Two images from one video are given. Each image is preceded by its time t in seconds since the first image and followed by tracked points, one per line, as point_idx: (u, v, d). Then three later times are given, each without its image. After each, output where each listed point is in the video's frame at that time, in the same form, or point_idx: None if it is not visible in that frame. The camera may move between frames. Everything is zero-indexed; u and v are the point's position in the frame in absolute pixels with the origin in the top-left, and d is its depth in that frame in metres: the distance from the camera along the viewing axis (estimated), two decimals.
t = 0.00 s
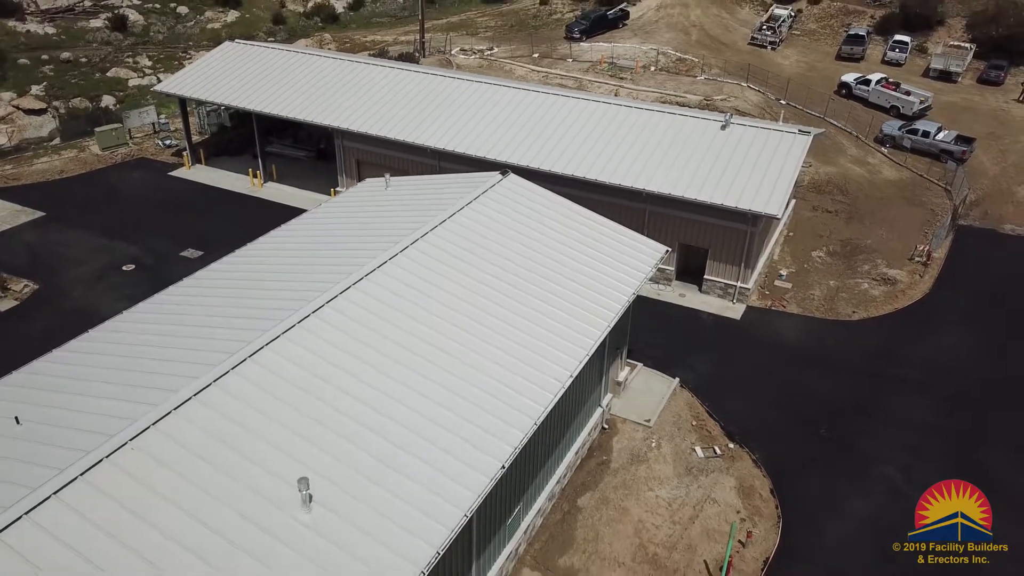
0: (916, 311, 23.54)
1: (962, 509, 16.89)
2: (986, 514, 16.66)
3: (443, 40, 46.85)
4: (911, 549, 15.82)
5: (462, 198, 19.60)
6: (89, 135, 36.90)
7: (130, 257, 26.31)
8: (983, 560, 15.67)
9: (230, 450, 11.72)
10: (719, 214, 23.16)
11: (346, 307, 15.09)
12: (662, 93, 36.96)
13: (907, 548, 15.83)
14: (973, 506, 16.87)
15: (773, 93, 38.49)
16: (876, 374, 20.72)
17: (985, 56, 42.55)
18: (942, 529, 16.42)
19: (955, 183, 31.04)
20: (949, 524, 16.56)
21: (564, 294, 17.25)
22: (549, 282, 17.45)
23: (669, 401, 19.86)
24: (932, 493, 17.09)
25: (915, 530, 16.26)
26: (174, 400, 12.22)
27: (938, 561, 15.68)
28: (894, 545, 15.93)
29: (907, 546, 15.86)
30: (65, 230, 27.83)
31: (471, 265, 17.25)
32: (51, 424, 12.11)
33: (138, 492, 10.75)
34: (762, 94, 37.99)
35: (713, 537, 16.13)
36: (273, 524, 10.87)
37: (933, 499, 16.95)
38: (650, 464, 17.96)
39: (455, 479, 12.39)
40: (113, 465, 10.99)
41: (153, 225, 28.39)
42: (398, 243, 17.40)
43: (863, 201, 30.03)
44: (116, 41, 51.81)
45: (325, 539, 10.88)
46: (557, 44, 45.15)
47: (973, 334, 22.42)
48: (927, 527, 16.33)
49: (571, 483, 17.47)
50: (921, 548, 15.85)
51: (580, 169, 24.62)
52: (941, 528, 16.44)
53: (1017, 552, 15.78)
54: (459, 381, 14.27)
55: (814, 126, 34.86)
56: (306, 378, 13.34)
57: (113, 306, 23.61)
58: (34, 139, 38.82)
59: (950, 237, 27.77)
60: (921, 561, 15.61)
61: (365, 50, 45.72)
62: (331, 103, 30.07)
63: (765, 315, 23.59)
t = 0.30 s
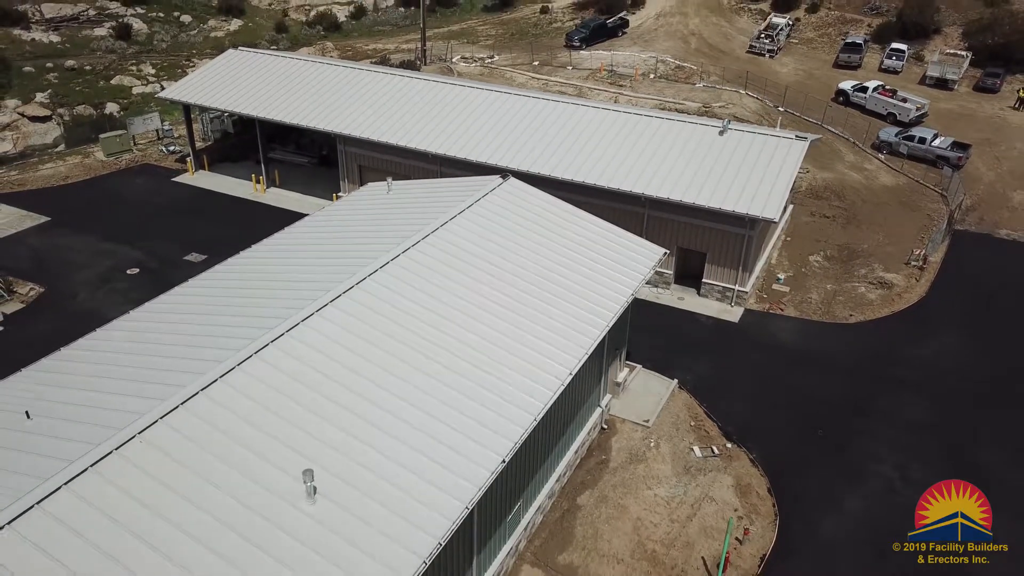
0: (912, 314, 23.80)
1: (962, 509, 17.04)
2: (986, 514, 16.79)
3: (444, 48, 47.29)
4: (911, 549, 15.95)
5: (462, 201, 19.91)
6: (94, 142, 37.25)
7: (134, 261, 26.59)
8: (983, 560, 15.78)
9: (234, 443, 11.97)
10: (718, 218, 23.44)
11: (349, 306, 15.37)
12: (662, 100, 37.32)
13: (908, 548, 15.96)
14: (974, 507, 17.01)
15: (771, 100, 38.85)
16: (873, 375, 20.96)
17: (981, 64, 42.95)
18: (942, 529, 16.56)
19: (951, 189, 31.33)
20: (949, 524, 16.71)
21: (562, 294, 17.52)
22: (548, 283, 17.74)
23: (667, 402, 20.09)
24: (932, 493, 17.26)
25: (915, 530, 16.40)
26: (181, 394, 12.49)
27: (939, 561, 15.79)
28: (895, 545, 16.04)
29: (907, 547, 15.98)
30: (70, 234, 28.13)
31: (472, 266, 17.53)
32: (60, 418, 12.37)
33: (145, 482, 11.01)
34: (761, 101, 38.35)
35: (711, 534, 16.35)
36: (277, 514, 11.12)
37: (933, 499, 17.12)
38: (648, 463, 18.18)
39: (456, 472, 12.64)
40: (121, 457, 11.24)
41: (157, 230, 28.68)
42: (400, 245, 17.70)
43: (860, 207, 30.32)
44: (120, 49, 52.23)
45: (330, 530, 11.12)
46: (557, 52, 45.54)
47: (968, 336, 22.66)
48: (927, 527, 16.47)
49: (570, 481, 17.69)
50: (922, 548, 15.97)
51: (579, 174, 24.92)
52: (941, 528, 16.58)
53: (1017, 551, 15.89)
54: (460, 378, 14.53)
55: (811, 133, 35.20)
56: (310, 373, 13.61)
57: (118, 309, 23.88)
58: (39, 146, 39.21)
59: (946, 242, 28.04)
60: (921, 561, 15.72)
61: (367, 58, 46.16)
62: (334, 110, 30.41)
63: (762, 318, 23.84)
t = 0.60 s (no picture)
0: (908, 318, 24.08)
1: (962, 509, 17.22)
2: (986, 514, 16.98)
3: (445, 57, 47.73)
4: (911, 549, 16.11)
5: (463, 205, 20.25)
6: (98, 149, 37.60)
7: (138, 265, 26.88)
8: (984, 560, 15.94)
9: (240, 438, 12.24)
10: (715, 223, 23.73)
11: (352, 306, 15.68)
12: (660, 108, 37.70)
13: (908, 548, 16.12)
14: (974, 507, 17.20)
15: (769, 108, 39.22)
16: (868, 378, 21.22)
17: (976, 73, 43.37)
18: (942, 529, 16.73)
19: (947, 195, 31.66)
20: (950, 524, 16.89)
21: (562, 296, 17.82)
22: (548, 285, 18.04)
23: (666, 403, 20.33)
24: (932, 493, 17.45)
25: (915, 530, 16.57)
26: (188, 390, 12.76)
27: (939, 561, 15.96)
28: (895, 545, 16.21)
29: (907, 547, 16.14)
30: (75, 240, 28.44)
31: (473, 269, 17.85)
32: (72, 413, 12.66)
33: (153, 475, 11.27)
34: (759, 109, 38.73)
35: (708, 532, 16.57)
36: (283, 506, 11.39)
37: (934, 499, 17.31)
38: (647, 463, 18.41)
39: (458, 468, 12.91)
40: (130, 450, 11.50)
41: (161, 236, 28.97)
42: (402, 248, 18.01)
43: (857, 213, 30.63)
44: (123, 58, 52.66)
45: (334, 523, 11.39)
46: (557, 61, 45.96)
47: (963, 339, 22.93)
48: (928, 527, 16.64)
49: (570, 481, 17.92)
50: (922, 549, 16.14)
51: (579, 180, 25.24)
52: (941, 528, 16.75)
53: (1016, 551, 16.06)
54: (461, 376, 14.82)
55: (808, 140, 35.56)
56: (314, 371, 13.90)
57: (122, 312, 24.16)
58: (43, 153, 39.57)
59: (942, 247, 28.34)
60: (921, 561, 15.88)
61: (368, 67, 46.60)
62: (337, 117, 30.76)
63: (760, 322, 24.11)
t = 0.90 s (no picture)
0: (906, 322, 24.34)
1: (962, 509, 17.44)
2: (986, 514, 17.21)
3: (448, 66, 48.18)
4: (912, 548, 16.32)
5: (466, 209, 20.58)
6: (104, 156, 37.99)
7: (145, 270, 27.21)
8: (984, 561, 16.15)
9: (250, 433, 12.53)
10: (715, 228, 24.02)
11: (357, 306, 16.00)
12: (661, 116, 38.06)
13: (908, 548, 16.32)
14: (974, 507, 17.42)
15: (769, 116, 39.57)
16: (866, 380, 21.46)
17: (975, 82, 43.75)
18: (943, 529, 16.94)
19: (945, 202, 31.95)
20: (950, 524, 17.10)
21: (564, 298, 18.12)
22: (550, 287, 18.34)
23: (666, 405, 20.56)
24: (933, 493, 17.66)
25: (915, 530, 16.77)
26: (198, 387, 13.05)
27: (939, 561, 16.17)
28: (895, 545, 16.41)
29: (907, 547, 16.34)
30: (83, 245, 28.78)
31: (476, 270, 18.19)
32: (84, 408, 12.93)
33: (165, 468, 11.56)
34: (759, 117, 39.09)
35: (707, 531, 16.79)
36: (291, 499, 11.67)
37: (934, 499, 17.53)
38: (647, 463, 18.64)
39: (462, 463, 13.20)
40: (142, 443, 11.80)
41: (168, 241, 29.30)
42: (406, 250, 18.32)
43: (856, 219, 30.91)
44: (129, 67, 53.14)
45: (342, 515, 11.67)
46: (559, 69, 46.37)
47: (960, 343, 23.20)
48: (928, 528, 16.84)
49: (571, 481, 18.16)
50: (922, 549, 16.34)
51: (580, 185, 25.56)
52: (941, 528, 16.96)
53: (1015, 552, 16.29)
54: (465, 375, 15.12)
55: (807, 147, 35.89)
56: (321, 369, 14.19)
57: (128, 315, 24.47)
58: (50, 160, 39.98)
59: (941, 253, 28.61)
60: (921, 561, 16.09)
61: (372, 75, 47.06)
62: (341, 124, 31.13)
63: (759, 326, 24.37)
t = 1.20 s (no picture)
0: (912, 328, 24.49)
1: (962, 509, 17.63)
2: (986, 514, 17.39)
3: (458, 74, 48.66)
4: (911, 548, 16.50)
5: (476, 213, 20.97)
6: (119, 161, 38.58)
7: (160, 272, 27.65)
8: (984, 560, 16.31)
9: (265, 428, 12.96)
10: (723, 234, 24.26)
11: (370, 306, 16.40)
12: (670, 124, 38.38)
13: (908, 548, 16.51)
14: (974, 507, 17.60)
15: (777, 125, 39.82)
16: (872, 385, 21.65)
17: (983, 91, 43.92)
18: (943, 529, 17.13)
19: (953, 210, 32.09)
20: (950, 525, 17.30)
21: (572, 300, 18.44)
22: (558, 289, 18.68)
23: (673, 409, 20.77)
24: (933, 493, 17.87)
25: (915, 530, 16.96)
26: (215, 382, 13.51)
27: (938, 561, 16.34)
28: (895, 545, 16.59)
29: (907, 547, 16.53)
30: (99, 248, 29.29)
31: (486, 272, 18.56)
32: (106, 403, 13.44)
33: (183, 459, 12.01)
34: (767, 125, 39.36)
35: (714, 531, 16.97)
36: (306, 491, 12.10)
37: (934, 499, 17.73)
38: (654, 465, 18.86)
39: (471, 458, 13.55)
40: (160, 436, 12.26)
41: (182, 244, 29.76)
42: (417, 252, 18.72)
43: (864, 227, 31.10)
44: (144, 74, 53.85)
45: (354, 507, 12.07)
46: (568, 78, 46.76)
47: (966, 349, 23.32)
48: (927, 528, 17.04)
49: (579, 481, 18.41)
50: (922, 549, 16.52)
51: (589, 192, 25.87)
52: (941, 529, 17.15)
53: (1015, 551, 16.44)
54: (475, 373, 15.47)
55: (815, 155, 36.12)
56: (334, 366, 14.59)
57: (143, 317, 24.89)
58: (66, 165, 40.63)
59: (948, 260, 28.75)
60: (921, 561, 16.26)
61: (383, 83, 47.59)
62: (353, 130, 31.58)
63: (767, 331, 24.57)
